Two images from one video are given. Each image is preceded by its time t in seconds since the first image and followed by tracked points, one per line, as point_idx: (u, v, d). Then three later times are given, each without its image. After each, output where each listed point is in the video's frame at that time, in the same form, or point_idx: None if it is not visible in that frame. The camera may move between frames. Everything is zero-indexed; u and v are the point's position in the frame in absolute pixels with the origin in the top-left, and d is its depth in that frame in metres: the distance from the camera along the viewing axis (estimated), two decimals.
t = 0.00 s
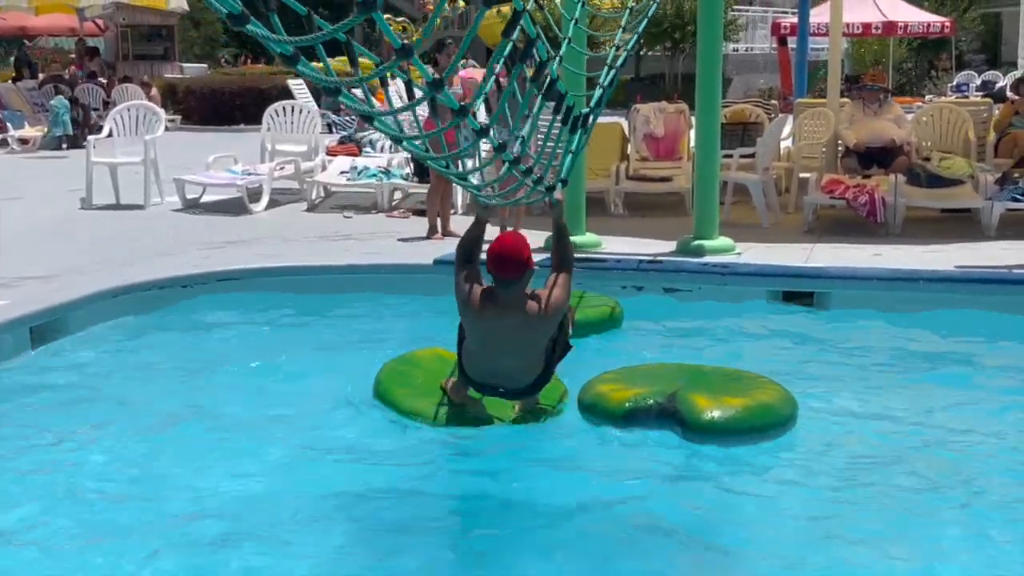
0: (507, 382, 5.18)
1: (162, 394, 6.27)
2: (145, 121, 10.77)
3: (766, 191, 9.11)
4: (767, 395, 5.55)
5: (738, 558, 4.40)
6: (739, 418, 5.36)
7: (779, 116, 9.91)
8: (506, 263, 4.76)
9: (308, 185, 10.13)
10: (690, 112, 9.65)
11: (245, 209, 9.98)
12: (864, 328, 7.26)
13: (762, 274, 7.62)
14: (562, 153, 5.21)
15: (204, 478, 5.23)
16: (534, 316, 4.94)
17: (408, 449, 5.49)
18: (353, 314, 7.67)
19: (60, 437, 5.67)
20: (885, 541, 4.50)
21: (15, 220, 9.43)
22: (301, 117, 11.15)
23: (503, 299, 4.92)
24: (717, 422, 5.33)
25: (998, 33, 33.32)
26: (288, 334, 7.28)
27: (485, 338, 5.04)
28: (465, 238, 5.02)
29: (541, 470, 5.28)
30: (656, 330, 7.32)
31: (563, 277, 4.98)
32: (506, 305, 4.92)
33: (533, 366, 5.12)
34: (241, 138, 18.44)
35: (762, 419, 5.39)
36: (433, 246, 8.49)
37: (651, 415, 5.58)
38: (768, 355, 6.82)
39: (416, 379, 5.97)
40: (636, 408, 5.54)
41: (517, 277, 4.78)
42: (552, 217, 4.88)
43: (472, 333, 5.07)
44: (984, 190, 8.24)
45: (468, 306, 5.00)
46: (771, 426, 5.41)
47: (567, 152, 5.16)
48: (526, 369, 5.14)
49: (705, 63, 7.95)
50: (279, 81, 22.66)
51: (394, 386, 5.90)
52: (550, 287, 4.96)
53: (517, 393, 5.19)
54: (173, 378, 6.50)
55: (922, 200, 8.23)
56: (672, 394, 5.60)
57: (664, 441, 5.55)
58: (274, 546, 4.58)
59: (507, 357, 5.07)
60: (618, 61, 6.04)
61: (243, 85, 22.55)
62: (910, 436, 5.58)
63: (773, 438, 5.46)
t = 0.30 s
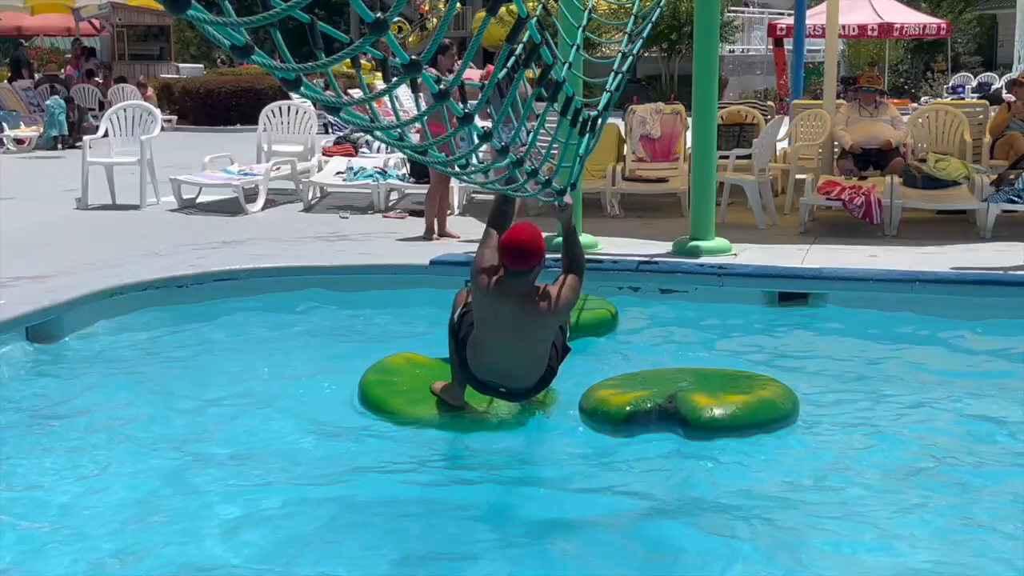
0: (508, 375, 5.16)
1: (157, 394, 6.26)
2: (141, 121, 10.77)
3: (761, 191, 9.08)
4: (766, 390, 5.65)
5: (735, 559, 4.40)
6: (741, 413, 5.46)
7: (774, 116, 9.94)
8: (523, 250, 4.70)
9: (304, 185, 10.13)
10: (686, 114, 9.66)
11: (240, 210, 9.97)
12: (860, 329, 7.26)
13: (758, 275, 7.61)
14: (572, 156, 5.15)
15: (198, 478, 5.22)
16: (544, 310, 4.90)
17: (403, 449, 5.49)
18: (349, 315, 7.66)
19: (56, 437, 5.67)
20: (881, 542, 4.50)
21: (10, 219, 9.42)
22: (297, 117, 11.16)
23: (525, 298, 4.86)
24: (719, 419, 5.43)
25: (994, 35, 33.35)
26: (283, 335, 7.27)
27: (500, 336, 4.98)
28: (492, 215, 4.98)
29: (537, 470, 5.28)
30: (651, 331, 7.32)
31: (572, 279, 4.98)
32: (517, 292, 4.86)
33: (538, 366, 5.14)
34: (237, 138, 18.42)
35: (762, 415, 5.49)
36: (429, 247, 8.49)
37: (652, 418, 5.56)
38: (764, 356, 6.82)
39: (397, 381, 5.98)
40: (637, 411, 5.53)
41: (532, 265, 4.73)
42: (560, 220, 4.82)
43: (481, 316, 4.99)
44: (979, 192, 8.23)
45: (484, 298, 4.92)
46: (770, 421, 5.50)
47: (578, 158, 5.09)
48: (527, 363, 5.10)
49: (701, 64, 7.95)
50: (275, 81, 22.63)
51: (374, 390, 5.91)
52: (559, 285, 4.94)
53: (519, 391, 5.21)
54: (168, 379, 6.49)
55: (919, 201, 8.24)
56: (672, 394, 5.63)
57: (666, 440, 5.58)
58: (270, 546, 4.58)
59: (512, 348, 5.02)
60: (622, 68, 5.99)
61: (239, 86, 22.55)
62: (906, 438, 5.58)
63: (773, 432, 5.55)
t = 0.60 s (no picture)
0: (546, 400, 5.02)
1: (153, 394, 6.27)
2: (138, 121, 10.78)
3: (756, 194, 9.07)
4: (761, 396, 5.61)
5: (729, 560, 4.41)
6: (739, 420, 5.41)
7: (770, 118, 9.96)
8: (555, 276, 4.55)
9: (301, 186, 10.13)
10: (682, 115, 9.66)
11: (237, 211, 9.98)
12: (854, 332, 7.27)
13: (754, 277, 7.63)
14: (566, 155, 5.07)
15: (195, 479, 5.23)
16: (577, 329, 4.73)
17: (399, 451, 5.50)
18: (345, 316, 7.67)
19: (53, 437, 5.68)
20: (875, 544, 4.51)
21: (7, 220, 9.43)
22: (294, 119, 11.17)
23: (566, 330, 4.71)
24: (717, 426, 5.37)
25: (989, 37, 33.41)
26: (279, 335, 7.29)
27: (535, 364, 4.82)
28: (491, 250, 4.67)
29: (531, 473, 5.28)
30: (647, 333, 7.33)
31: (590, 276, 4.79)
32: (550, 320, 4.67)
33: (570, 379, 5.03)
34: (233, 139, 18.42)
35: (760, 422, 5.44)
36: (424, 248, 8.50)
37: (650, 420, 5.55)
38: (758, 358, 6.83)
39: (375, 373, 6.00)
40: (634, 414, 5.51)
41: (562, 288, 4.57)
42: (569, 225, 4.70)
43: (511, 350, 4.81)
44: (974, 194, 8.27)
45: (519, 336, 4.73)
46: (768, 428, 5.47)
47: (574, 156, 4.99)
48: (564, 382, 4.96)
49: (699, 64, 7.95)
50: (271, 83, 22.64)
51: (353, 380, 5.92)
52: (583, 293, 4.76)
53: (553, 410, 5.11)
54: (164, 379, 6.50)
55: (915, 204, 8.27)
56: (671, 399, 5.60)
57: (663, 446, 5.53)
58: (265, 547, 4.58)
59: (548, 371, 4.87)
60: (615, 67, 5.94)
61: (235, 86, 22.55)
62: (900, 439, 5.60)
63: (769, 438, 5.52)
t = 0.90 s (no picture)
0: (548, 393, 5.03)
1: (152, 393, 6.30)
2: (137, 122, 10.80)
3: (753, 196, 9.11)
4: (759, 394, 5.63)
5: (727, 561, 4.42)
6: (737, 415, 5.42)
7: (767, 121, 10.00)
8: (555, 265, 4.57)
9: (299, 187, 10.16)
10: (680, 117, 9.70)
11: (235, 211, 10.01)
12: (850, 333, 7.31)
13: (750, 278, 7.66)
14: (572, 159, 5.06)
15: (194, 477, 5.26)
16: (578, 320, 4.75)
17: (397, 450, 5.53)
18: (343, 316, 7.70)
19: (52, 437, 5.69)
20: (873, 544, 4.53)
21: (6, 219, 9.46)
22: (293, 119, 11.20)
23: (566, 318, 4.74)
24: (715, 423, 5.39)
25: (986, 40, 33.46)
26: (277, 335, 7.31)
27: (536, 355, 4.86)
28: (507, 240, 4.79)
29: (529, 473, 5.29)
30: (643, 333, 7.37)
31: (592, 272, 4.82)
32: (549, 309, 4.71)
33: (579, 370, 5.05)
34: (232, 139, 18.44)
35: (758, 419, 5.45)
36: (422, 248, 8.53)
37: (647, 417, 5.57)
38: (754, 358, 6.87)
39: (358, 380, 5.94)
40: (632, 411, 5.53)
41: (562, 278, 4.60)
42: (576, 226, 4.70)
43: (514, 340, 4.85)
44: (970, 197, 8.32)
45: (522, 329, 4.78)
46: (767, 425, 5.48)
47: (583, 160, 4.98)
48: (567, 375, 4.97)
49: (697, 66, 7.98)
50: (270, 84, 22.66)
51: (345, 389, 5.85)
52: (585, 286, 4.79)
53: (559, 403, 5.12)
54: (163, 378, 6.53)
55: (910, 206, 8.31)
56: (668, 396, 5.62)
57: (660, 444, 5.54)
58: (263, 545, 4.62)
59: (550, 363, 4.89)
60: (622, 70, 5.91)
61: (234, 87, 22.57)
62: (895, 439, 5.64)
63: (768, 437, 5.53)
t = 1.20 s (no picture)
0: (517, 390, 4.93)
1: (151, 393, 6.30)
2: (137, 122, 10.80)
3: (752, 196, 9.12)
4: (759, 396, 5.66)
5: (727, 561, 4.43)
6: (739, 417, 5.45)
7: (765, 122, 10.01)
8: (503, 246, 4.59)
9: (298, 186, 10.16)
10: (679, 118, 9.71)
11: (235, 211, 10.01)
12: (848, 334, 7.32)
13: (749, 279, 7.67)
14: (552, 160, 5.09)
15: (192, 476, 5.27)
16: (532, 305, 4.71)
17: (395, 450, 5.54)
18: (342, 317, 7.69)
19: (52, 437, 5.69)
20: (872, 544, 4.54)
21: (5, 219, 9.45)
22: (292, 119, 11.21)
23: (521, 302, 4.70)
24: (717, 425, 5.41)
25: (984, 41, 33.52)
26: (276, 335, 7.32)
27: (496, 344, 4.84)
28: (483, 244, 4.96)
29: (529, 474, 5.30)
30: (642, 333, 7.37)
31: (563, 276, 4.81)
32: (503, 295, 4.71)
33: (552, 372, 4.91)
34: (231, 139, 18.44)
35: (759, 421, 5.48)
36: (420, 249, 8.54)
37: (648, 418, 5.58)
38: (753, 359, 6.88)
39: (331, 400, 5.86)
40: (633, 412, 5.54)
41: (512, 261, 4.61)
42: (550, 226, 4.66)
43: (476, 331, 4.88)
44: (969, 198, 8.34)
45: (481, 316, 4.79)
46: (767, 427, 5.51)
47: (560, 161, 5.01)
48: (535, 371, 4.87)
49: (695, 66, 7.99)
50: (270, 83, 22.66)
51: (331, 409, 5.74)
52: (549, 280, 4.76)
53: (535, 403, 4.97)
54: (162, 378, 6.54)
55: (909, 207, 8.33)
56: (668, 398, 5.64)
57: (662, 446, 5.55)
58: (262, 544, 4.63)
59: (512, 354, 4.84)
60: (607, 71, 5.97)
61: (233, 87, 22.57)
62: (893, 440, 5.64)
63: (769, 438, 5.54)
